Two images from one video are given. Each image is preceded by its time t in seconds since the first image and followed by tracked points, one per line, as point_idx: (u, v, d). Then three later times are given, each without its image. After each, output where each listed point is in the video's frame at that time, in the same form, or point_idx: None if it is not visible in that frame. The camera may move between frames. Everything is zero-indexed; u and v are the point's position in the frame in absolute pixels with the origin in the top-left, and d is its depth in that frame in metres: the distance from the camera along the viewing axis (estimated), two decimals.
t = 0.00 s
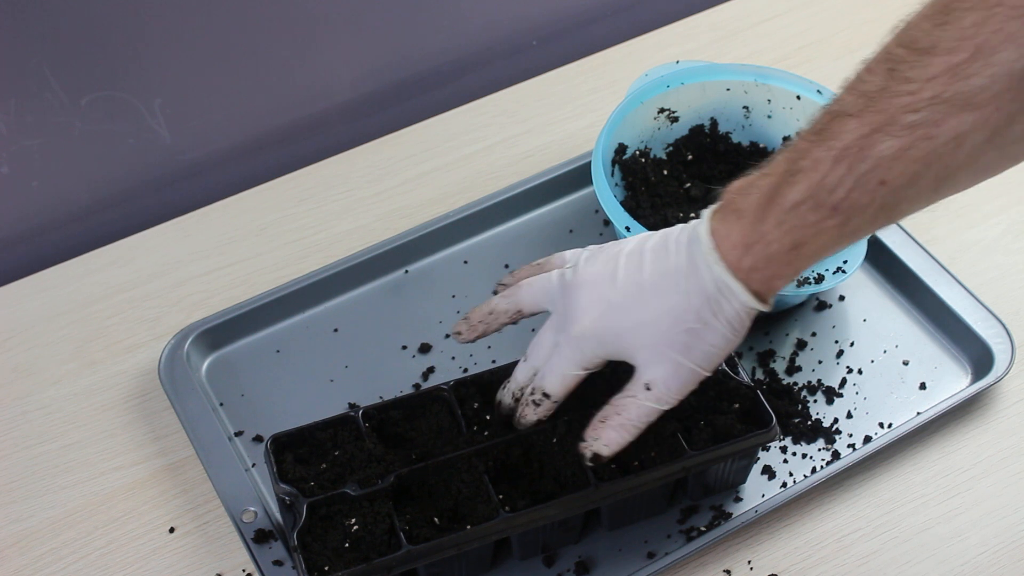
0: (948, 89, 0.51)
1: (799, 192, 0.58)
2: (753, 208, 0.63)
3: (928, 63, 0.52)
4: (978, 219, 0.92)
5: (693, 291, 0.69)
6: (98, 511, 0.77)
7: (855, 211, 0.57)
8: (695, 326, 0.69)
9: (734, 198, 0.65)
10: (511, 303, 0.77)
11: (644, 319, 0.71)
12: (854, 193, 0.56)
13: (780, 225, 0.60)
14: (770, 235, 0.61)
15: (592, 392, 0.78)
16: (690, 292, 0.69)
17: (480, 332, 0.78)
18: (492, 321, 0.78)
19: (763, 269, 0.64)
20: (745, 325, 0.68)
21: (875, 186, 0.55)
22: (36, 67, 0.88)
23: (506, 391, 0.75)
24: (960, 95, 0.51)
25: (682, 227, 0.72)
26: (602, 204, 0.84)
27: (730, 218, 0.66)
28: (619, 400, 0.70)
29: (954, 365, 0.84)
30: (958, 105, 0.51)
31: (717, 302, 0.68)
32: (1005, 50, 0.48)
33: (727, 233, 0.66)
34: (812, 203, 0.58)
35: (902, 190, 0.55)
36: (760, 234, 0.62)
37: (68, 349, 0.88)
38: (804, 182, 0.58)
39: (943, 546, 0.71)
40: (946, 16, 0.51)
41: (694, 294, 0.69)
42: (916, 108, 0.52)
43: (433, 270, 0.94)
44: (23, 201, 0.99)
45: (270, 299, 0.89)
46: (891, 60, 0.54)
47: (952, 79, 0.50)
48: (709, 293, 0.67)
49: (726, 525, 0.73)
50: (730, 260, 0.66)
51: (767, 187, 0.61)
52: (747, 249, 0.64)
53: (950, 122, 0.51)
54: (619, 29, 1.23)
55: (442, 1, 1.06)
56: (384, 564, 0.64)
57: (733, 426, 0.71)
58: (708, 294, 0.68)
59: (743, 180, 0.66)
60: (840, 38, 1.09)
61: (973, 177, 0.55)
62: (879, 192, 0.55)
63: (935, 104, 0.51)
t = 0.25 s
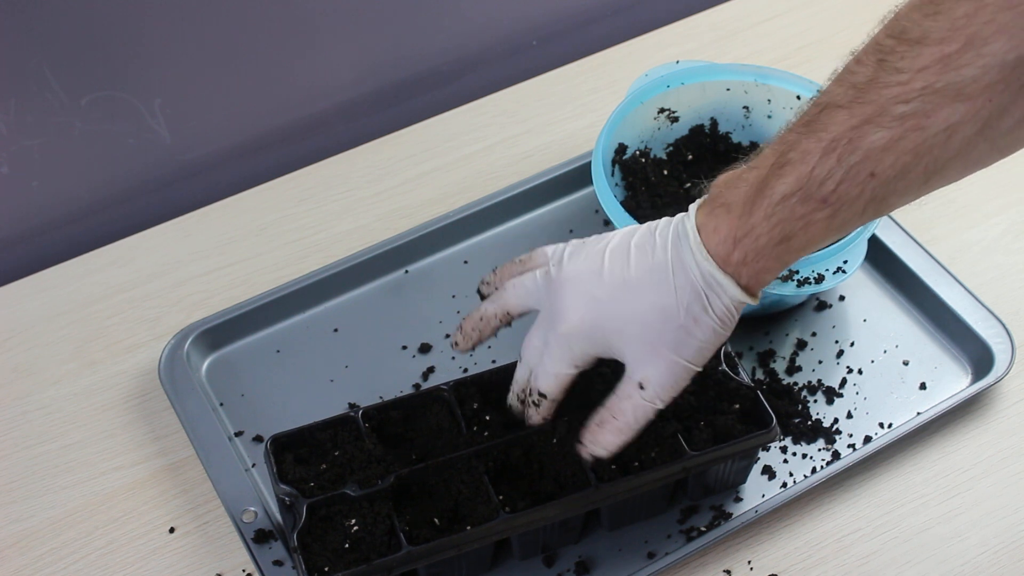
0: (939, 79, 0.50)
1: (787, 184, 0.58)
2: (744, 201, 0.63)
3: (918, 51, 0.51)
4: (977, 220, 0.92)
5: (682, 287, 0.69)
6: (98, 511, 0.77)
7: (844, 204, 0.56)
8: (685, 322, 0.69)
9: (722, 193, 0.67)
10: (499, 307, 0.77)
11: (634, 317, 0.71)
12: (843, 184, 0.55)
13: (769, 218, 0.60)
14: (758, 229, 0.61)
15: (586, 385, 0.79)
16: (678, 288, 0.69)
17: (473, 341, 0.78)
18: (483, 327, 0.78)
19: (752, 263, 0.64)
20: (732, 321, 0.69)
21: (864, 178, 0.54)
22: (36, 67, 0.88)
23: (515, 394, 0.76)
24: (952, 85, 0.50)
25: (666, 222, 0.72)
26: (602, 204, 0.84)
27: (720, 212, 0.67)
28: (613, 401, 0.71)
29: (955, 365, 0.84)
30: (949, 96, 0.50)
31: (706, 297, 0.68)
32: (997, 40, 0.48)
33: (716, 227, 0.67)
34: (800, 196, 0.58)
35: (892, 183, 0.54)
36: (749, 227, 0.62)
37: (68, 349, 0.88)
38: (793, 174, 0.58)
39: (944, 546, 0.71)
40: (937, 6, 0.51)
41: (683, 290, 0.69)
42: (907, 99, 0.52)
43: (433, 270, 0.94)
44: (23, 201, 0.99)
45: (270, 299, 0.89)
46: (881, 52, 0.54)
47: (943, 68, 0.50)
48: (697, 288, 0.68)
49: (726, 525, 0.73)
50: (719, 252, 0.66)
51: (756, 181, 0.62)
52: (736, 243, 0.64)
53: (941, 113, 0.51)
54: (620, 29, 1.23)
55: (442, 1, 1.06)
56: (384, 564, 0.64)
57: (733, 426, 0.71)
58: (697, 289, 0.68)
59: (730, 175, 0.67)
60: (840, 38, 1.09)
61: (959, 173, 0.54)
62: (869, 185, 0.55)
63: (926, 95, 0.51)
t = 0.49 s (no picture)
0: (932, 109, 0.47)
1: (784, 215, 0.56)
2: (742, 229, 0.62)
3: (912, 81, 0.48)
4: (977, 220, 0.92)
5: (682, 315, 0.68)
6: (98, 511, 0.77)
7: (841, 233, 0.55)
8: (683, 351, 0.69)
9: (722, 221, 0.65)
10: (495, 321, 0.78)
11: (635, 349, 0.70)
12: (840, 215, 0.53)
13: (766, 250, 0.59)
14: (755, 258, 0.60)
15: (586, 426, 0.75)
16: (678, 316, 0.69)
17: (464, 353, 0.79)
18: (477, 339, 0.79)
19: (750, 291, 0.63)
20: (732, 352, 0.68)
21: (860, 208, 0.53)
22: (36, 67, 0.88)
23: (473, 402, 0.75)
24: (946, 115, 0.47)
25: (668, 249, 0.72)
26: (604, 206, 0.84)
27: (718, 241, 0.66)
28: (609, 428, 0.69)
29: (955, 365, 0.84)
30: (943, 125, 0.47)
31: (705, 327, 0.67)
32: (991, 66, 0.44)
33: (715, 256, 0.66)
34: (797, 226, 0.56)
35: (888, 211, 0.52)
36: (747, 257, 0.61)
37: (68, 349, 0.88)
38: (788, 204, 0.56)
39: (943, 546, 0.71)
40: (931, 28, 0.47)
41: (681, 318, 0.68)
42: (901, 128, 0.49)
43: (434, 270, 0.94)
44: (23, 201, 0.99)
45: (270, 300, 0.89)
46: (873, 80, 0.50)
47: (936, 99, 0.47)
48: (698, 318, 0.67)
49: (726, 525, 0.73)
50: (717, 283, 0.65)
51: (753, 211, 0.60)
52: (734, 272, 0.63)
53: (936, 141, 0.48)
54: (620, 30, 1.23)
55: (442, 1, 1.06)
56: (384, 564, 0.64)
57: (733, 426, 0.71)
58: (696, 318, 0.67)
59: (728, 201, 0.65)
60: (840, 38, 1.09)
61: (956, 200, 0.52)
62: (866, 214, 0.53)
63: (920, 124, 0.48)
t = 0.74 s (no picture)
0: None
1: (875, 171, 0.53)
2: (826, 192, 0.58)
3: (1007, 33, 0.49)
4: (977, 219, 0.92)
5: (768, 264, 0.63)
6: (98, 511, 0.77)
7: (937, 190, 0.52)
8: (768, 304, 0.64)
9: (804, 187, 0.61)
10: (559, 275, 0.68)
11: (721, 296, 0.64)
12: (938, 170, 0.51)
13: (855, 210, 0.55)
14: (844, 220, 0.56)
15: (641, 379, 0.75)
16: (763, 268, 0.63)
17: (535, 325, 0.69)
18: (541, 302, 0.68)
19: (839, 255, 0.58)
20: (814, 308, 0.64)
21: (956, 163, 0.50)
22: (35, 67, 0.88)
23: (564, 368, 0.68)
24: None
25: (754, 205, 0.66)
26: (603, 204, 0.84)
27: (806, 207, 0.60)
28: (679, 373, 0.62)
29: (955, 365, 0.84)
30: None
31: (790, 283, 0.63)
32: None
33: (797, 216, 0.61)
34: (891, 182, 0.52)
35: (988, 167, 0.50)
36: (834, 221, 0.57)
37: (68, 349, 0.88)
38: (880, 160, 0.53)
39: (943, 547, 0.71)
40: None
41: (768, 271, 0.63)
42: (997, 79, 0.48)
43: (434, 270, 0.94)
44: (23, 201, 0.99)
45: (271, 299, 0.89)
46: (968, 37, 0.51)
47: None
48: (785, 273, 0.63)
49: (726, 525, 0.73)
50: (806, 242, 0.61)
51: (838, 171, 0.56)
52: (820, 238, 0.59)
53: None
54: (620, 29, 1.23)
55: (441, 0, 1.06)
56: (383, 565, 0.64)
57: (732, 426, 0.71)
58: (784, 275, 0.63)
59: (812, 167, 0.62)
60: (840, 38, 1.09)
61: None
62: (963, 171, 0.50)
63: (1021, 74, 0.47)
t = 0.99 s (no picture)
0: None
1: (927, 200, 0.56)
2: (879, 222, 0.61)
3: None
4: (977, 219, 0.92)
5: (820, 300, 0.67)
6: (98, 511, 0.77)
7: (987, 217, 0.54)
8: (824, 337, 0.67)
9: (858, 213, 0.64)
10: (615, 317, 0.75)
11: (774, 333, 0.69)
12: (987, 195, 0.53)
13: (907, 234, 0.58)
14: (898, 245, 0.59)
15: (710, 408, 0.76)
16: (817, 304, 0.67)
17: (584, 352, 0.76)
18: (596, 339, 0.75)
19: (894, 282, 0.61)
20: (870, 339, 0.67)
21: (1007, 188, 0.53)
22: (36, 67, 0.88)
23: (609, 410, 0.72)
24: None
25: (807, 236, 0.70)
26: (601, 202, 0.84)
27: (859, 231, 0.64)
28: (738, 410, 0.68)
29: (955, 365, 0.84)
30: None
31: (845, 316, 0.66)
32: None
33: (855, 245, 0.64)
34: (941, 209, 0.55)
35: None
36: (889, 243, 0.60)
37: (68, 349, 0.88)
38: (931, 189, 0.56)
39: (943, 547, 0.71)
40: None
41: (821, 305, 0.67)
42: None
43: (434, 270, 0.94)
44: (23, 202, 0.99)
45: (271, 299, 0.88)
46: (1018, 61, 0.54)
47: None
48: (839, 304, 0.65)
49: (726, 525, 0.73)
50: (861, 272, 0.63)
51: (891, 200, 0.59)
52: (877, 263, 0.62)
53: None
54: (620, 29, 1.23)
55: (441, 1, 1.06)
56: (383, 565, 0.64)
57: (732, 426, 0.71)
58: (836, 306, 0.66)
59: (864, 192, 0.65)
60: (840, 38, 1.09)
61: None
62: (1012, 196, 0.53)
63: None
